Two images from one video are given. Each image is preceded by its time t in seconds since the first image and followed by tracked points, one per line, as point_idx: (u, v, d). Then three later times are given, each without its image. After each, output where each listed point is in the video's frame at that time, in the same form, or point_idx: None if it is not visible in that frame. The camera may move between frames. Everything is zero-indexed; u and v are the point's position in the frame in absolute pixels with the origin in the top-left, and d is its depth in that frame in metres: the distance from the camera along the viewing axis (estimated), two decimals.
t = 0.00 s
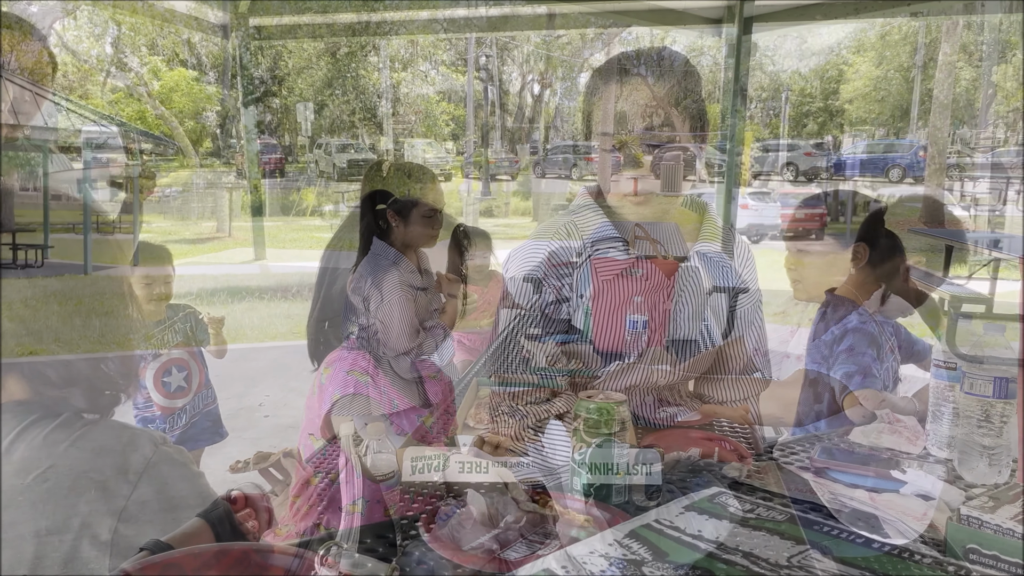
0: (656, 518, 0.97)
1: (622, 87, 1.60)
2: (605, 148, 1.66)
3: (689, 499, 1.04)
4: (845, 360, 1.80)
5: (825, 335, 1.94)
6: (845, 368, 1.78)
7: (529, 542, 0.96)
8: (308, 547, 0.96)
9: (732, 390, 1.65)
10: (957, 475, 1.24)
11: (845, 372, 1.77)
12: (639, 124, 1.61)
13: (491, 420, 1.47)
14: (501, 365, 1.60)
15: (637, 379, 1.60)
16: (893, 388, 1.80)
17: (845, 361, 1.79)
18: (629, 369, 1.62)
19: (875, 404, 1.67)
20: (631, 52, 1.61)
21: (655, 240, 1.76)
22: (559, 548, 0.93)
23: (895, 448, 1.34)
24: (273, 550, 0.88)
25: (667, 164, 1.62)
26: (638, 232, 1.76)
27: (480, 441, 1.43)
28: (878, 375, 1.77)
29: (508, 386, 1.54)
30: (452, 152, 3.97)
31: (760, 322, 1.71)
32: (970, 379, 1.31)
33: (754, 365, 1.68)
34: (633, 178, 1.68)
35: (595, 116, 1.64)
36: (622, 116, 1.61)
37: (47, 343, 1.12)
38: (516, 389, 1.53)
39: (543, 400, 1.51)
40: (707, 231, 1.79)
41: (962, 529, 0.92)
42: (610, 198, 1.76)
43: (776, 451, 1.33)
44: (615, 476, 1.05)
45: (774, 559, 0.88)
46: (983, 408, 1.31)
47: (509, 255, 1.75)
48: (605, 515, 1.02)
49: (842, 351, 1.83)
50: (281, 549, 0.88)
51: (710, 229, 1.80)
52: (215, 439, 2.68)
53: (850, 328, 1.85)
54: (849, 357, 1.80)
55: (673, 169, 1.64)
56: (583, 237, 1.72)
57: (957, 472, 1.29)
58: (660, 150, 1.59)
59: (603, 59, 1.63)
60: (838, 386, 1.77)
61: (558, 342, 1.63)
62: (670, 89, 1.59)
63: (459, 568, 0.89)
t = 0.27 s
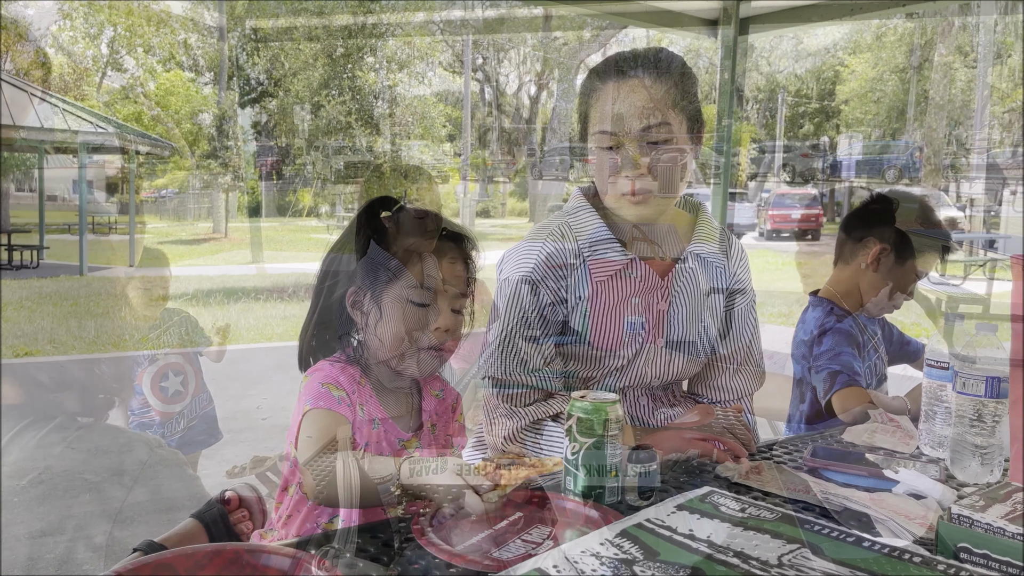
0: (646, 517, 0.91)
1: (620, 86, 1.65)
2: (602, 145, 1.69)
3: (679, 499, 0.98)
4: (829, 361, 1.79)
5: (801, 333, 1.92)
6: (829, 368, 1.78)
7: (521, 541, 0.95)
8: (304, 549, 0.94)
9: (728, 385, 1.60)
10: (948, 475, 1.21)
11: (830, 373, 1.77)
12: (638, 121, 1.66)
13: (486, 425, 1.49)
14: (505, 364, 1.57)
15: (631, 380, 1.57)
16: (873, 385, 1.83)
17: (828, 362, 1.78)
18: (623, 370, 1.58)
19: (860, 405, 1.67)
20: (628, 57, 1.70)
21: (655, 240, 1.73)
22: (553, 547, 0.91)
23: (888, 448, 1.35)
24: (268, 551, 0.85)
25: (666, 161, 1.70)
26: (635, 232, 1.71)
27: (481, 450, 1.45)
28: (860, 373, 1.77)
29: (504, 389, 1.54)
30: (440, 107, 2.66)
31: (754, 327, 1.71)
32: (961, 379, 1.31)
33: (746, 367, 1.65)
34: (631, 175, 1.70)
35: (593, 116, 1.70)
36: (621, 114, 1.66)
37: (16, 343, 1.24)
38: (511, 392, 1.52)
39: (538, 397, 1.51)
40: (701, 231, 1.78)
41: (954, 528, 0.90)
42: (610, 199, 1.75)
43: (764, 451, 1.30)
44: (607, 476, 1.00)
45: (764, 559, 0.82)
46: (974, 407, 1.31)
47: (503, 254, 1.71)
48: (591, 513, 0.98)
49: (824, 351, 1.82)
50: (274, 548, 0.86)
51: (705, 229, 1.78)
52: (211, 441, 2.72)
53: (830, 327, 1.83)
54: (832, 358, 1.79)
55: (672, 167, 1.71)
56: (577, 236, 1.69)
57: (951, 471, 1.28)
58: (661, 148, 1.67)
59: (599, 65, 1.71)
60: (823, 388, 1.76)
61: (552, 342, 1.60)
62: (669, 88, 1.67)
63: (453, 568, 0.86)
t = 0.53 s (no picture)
0: (641, 519, 0.91)
1: (621, 83, 1.53)
2: (603, 145, 1.56)
3: (673, 500, 0.97)
4: (824, 361, 1.77)
5: (795, 335, 1.92)
6: (824, 369, 1.76)
7: (514, 541, 0.97)
8: (297, 549, 0.90)
9: (721, 387, 1.66)
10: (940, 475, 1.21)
11: (825, 373, 1.74)
12: (642, 118, 1.53)
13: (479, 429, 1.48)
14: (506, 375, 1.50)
15: (626, 381, 1.58)
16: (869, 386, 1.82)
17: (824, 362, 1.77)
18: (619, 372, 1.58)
19: (858, 405, 1.66)
20: (629, 53, 1.57)
21: (649, 241, 1.65)
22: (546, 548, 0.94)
23: (885, 448, 1.35)
24: (259, 552, 0.86)
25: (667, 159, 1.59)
26: (632, 233, 1.62)
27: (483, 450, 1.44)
28: (855, 374, 1.76)
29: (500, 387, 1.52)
30: (444, 105, 2.11)
31: (749, 327, 1.71)
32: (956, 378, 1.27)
33: (747, 359, 1.69)
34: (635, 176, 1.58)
35: (592, 115, 1.57)
36: (624, 112, 1.53)
37: (8, 343, 1.27)
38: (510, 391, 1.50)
39: (533, 398, 1.51)
40: (698, 230, 1.70)
41: (950, 529, 0.89)
42: (607, 201, 1.63)
43: (758, 451, 1.30)
44: (602, 476, 1.00)
45: (756, 558, 0.81)
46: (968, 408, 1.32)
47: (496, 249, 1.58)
48: (581, 512, 0.99)
49: (819, 353, 1.80)
50: (268, 549, 0.86)
51: (702, 227, 1.70)
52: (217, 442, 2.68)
53: (824, 328, 1.83)
54: (828, 358, 1.78)
55: (673, 166, 1.60)
56: (575, 239, 1.57)
57: (945, 471, 1.28)
58: (663, 148, 1.56)
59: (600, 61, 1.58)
60: (819, 388, 1.74)
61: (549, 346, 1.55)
62: (671, 86, 1.56)
63: (448, 569, 0.85)
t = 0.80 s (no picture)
0: (631, 517, 0.81)
1: (623, 83, 1.38)
2: (603, 147, 1.36)
3: (664, 498, 0.88)
4: (819, 361, 1.73)
5: (791, 335, 1.90)
6: (819, 369, 1.72)
7: (508, 541, 0.86)
8: (292, 548, 0.82)
9: (716, 388, 1.58)
10: (936, 474, 1.21)
11: (820, 374, 1.71)
12: (646, 117, 1.34)
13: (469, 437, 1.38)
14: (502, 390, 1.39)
15: (622, 382, 1.46)
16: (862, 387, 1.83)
17: (819, 363, 1.73)
18: (617, 374, 1.46)
19: (854, 406, 1.63)
20: (632, 55, 1.42)
21: (646, 243, 1.52)
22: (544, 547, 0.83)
23: (879, 449, 1.35)
24: (256, 551, 0.73)
25: (675, 161, 1.33)
26: (634, 234, 1.52)
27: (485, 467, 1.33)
28: (851, 374, 1.72)
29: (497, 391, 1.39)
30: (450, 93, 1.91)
31: (745, 329, 1.60)
32: (948, 378, 1.22)
33: (743, 360, 1.60)
34: (638, 177, 1.33)
35: (594, 118, 1.40)
36: (624, 110, 1.35)
37: None
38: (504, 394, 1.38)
39: (530, 397, 1.40)
40: (697, 229, 1.58)
41: (942, 527, 0.81)
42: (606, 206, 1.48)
43: (751, 454, 1.28)
44: (596, 476, 0.98)
45: (750, 558, 0.72)
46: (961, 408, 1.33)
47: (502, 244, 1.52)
48: (571, 509, 0.92)
49: (815, 353, 1.77)
50: (263, 549, 0.74)
51: (700, 229, 1.58)
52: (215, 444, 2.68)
53: (820, 329, 1.80)
54: (823, 359, 1.74)
55: (683, 169, 1.35)
56: (572, 239, 1.48)
57: (939, 471, 1.26)
58: (666, 151, 1.33)
59: (600, 62, 1.44)
60: (814, 389, 1.70)
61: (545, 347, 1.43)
62: (676, 87, 1.40)
63: (440, 569, 0.77)
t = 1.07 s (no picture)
0: (625, 517, 0.81)
1: (622, 83, 1.38)
2: (601, 146, 1.36)
3: (657, 499, 0.88)
4: (814, 362, 1.74)
5: (786, 336, 1.90)
6: (814, 369, 1.72)
7: (501, 542, 0.86)
8: (287, 549, 0.82)
9: (711, 389, 1.59)
10: (929, 474, 1.21)
11: (815, 374, 1.71)
12: (644, 117, 1.34)
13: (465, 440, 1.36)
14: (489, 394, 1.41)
15: (618, 383, 1.46)
16: (857, 387, 1.83)
17: (813, 363, 1.73)
18: (612, 374, 1.46)
19: (848, 406, 1.63)
20: (629, 56, 1.42)
21: (641, 244, 1.53)
22: (536, 547, 0.82)
23: (873, 448, 1.36)
24: (249, 551, 0.73)
25: (673, 161, 1.33)
26: (631, 235, 1.52)
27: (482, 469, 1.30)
28: (846, 375, 1.72)
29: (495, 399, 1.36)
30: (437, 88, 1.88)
31: (741, 330, 1.61)
32: (943, 377, 1.22)
33: (739, 361, 1.60)
34: (638, 176, 1.32)
35: (592, 117, 1.40)
36: (623, 110, 1.35)
37: None
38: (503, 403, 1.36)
39: (525, 397, 1.40)
40: (692, 230, 1.58)
41: (934, 527, 0.81)
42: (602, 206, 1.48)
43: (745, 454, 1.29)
44: (591, 476, 0.98)
45: (742, 557, 0.72)
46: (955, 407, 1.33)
47: (499, 245, 1.52)
48: (563, 509, 0.92)
49: (809, 353, 1.77)
50: (257, 548, 0.74)
51: (695, 228, 1.58)
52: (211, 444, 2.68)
53: (814, 330, 1.81)
54: (817, 359, 1.74)
55: (681, 169, 1.35)
56: (568, 239, 1.48)
57: (933, 471, 1.26)
58: (665, 152, 1.33)
59: (597, 61, 1.44)
60: (809, 389, 1.71)
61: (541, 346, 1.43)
62: (673, 87, 1.40)
63: (435, 568, 0.77)
